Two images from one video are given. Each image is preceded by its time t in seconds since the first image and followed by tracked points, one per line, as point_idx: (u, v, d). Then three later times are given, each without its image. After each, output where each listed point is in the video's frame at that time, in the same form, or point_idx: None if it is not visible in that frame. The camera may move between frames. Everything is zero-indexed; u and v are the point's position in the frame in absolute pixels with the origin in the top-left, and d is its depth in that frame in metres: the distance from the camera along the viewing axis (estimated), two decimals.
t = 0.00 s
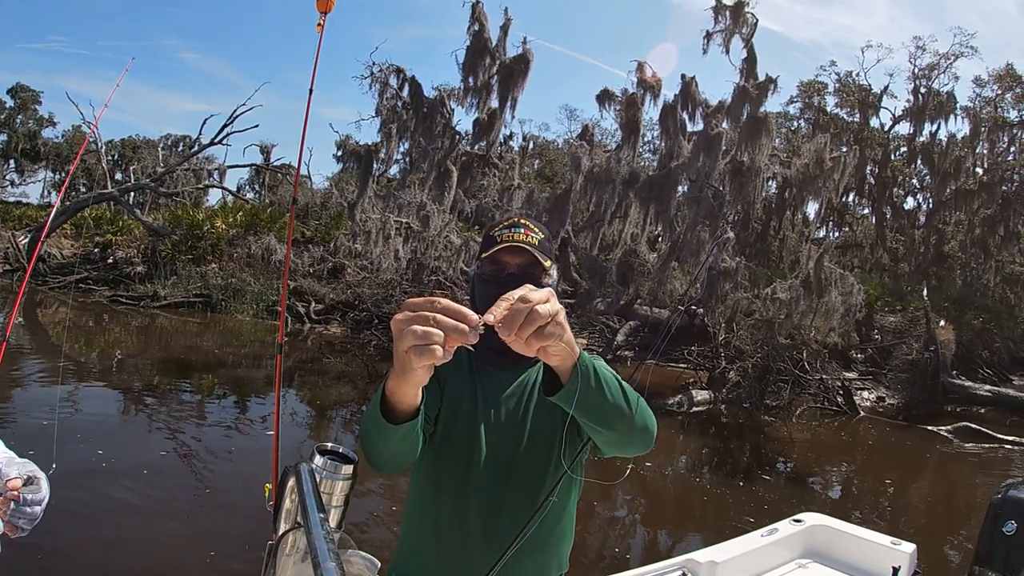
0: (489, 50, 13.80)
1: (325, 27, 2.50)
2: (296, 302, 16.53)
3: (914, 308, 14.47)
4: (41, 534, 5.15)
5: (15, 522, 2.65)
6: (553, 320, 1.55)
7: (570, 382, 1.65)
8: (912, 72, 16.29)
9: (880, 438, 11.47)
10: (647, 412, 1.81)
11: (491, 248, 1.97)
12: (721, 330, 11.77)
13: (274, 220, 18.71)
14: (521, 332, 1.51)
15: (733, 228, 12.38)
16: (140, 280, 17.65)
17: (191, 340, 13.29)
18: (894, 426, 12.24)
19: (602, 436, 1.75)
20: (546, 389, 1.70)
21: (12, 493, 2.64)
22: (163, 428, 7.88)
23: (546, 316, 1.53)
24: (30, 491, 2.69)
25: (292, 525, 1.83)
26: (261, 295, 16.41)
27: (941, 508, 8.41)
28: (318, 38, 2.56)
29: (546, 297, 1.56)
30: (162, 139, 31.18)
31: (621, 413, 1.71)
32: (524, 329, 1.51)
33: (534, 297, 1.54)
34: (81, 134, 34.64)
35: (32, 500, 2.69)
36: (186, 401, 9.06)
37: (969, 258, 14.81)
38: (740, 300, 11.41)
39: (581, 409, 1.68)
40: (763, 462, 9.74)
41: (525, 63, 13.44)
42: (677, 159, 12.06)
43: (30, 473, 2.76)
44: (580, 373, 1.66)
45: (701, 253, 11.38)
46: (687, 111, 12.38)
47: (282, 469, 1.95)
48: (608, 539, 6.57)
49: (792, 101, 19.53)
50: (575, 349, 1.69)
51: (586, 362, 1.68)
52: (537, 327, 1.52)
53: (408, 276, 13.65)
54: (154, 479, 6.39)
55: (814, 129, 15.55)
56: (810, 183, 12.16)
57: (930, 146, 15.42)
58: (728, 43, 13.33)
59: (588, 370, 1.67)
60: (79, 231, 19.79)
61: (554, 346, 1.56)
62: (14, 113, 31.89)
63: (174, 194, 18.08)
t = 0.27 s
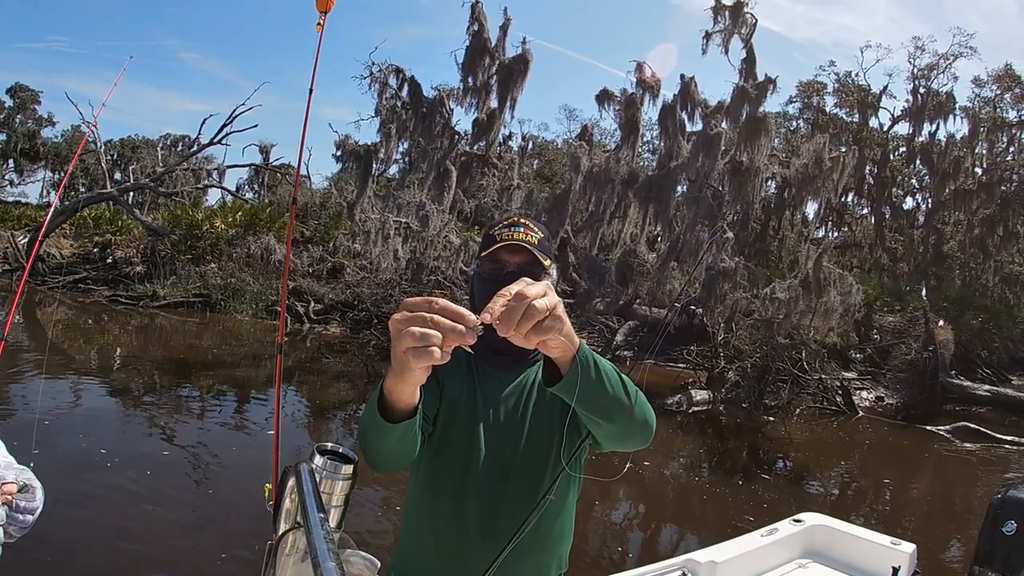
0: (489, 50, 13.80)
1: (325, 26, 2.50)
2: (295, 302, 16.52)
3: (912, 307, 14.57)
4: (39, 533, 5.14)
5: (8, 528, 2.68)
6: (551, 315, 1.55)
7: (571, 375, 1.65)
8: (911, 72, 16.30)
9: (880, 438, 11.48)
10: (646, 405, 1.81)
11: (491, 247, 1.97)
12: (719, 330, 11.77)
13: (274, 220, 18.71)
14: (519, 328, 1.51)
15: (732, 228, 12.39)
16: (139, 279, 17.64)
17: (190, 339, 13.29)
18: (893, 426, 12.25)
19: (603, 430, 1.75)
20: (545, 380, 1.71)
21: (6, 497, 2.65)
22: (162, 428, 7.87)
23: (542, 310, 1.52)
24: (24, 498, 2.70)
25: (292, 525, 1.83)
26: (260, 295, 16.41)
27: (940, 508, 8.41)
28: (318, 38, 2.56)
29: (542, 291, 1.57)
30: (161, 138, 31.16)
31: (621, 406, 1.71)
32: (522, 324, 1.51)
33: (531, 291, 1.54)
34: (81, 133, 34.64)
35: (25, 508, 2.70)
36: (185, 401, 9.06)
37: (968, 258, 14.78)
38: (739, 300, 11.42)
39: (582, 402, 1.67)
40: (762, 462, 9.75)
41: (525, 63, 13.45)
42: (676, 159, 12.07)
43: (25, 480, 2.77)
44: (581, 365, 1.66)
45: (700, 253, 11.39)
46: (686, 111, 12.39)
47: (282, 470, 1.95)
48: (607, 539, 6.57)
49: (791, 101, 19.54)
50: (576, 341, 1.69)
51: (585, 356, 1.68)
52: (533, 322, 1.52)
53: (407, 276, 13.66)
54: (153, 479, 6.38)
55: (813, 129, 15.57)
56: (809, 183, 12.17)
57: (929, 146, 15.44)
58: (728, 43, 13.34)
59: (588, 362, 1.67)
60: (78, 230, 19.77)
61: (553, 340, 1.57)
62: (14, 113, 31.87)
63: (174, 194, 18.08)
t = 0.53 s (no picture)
0: (488, 50, 13.80)
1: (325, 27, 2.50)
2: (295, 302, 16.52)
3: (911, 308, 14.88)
4: (38, 533, 5.14)
5: (7, 530, 2.68)
6: (552, 318, 1.55)
7: (570, 378, 1.65)
8: (910, 72, 16.33)
9: (879, 437, 11.50)
10: (645, 407, 1.80)
11: (490, 247, 1.97)
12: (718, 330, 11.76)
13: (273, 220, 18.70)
14: (520, 330, 1.52)
15: (731, 228, 12.39)
16: (139, 279, 17.64)
17: (189, 339, 13.28)
18: (892, 425, 12.26)
19: (602, 430, 1.74)
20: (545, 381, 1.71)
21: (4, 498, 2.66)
22: (162, 428, 7.86)
23: (543, 314, 1.53)
24: (22, 499, 2.70)
25: (291, 525, 1.82)
26: (259, 294, 16.40)
27: (939, 508, 8.42)
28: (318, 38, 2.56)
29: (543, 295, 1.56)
30: (160, 138, 31.16)
31: (620, 408, 1.71)
32: (522, 326, 1.51)
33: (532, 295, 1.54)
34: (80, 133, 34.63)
35: (24, 508, 2.70)
36: (184, 401, 9.05)
37: (967, 258, 14.68)
38: (738, 300, 11.43)
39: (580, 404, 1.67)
40: (761, 461, 9.76)
41: (524, 63, 13.46)
42: (675, 159, 12.09)
43: (23, 481, 2.78)
44: (580, 368, 1.66)
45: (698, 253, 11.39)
46: (685, 111, 12.39)
47: (281, 469, 1.95)
48: (606, 539, 6.57)
49: (790, 101, 19.53)
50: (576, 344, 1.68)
51: (585, 358, 1.68)
52: (534, 325, 1.52)
53: (406, 276, 13.66)
54: (152, 479, 6.38)
55: (812, 129, 15.60)
56: (808, 182, 12.18)
57: (928, 147, 15.46)
58: (727, 43, 13.34)
59: (588, 363, 1.67)
60: (77, 230, 19.76)
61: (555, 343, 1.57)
62: (12, 112, 31.84)
63: (173, 194, 18.08)
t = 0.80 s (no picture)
0: (487, 50, 13.80)
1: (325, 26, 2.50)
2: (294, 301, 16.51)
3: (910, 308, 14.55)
4: (38, 533, 5.13)
5: (9, 529, 2.67)
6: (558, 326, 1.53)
7: (570, 388, 1.63)
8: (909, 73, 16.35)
9: (878, 437, 11.51)
10: (643, 414, 1.79)
11: (489, 247, 1.97)
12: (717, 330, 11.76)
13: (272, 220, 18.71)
14: (523, 329, 1.51)
15: (730, 228, 12.39)
16: (138, 279, 17.64)
17: (189, 339, 13.27)
18: (891, 425, 12.26)
19: (600, 436, 1.73)
20: (543, 393, 1.69)
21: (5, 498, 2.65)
22: (161, 428, 7.86)
23: (551, 319, 1.51)
24: (23, 497, 2.70)
25: (292, 525, 1.82)
26: (258, 294, 16.39)
27: (938, 508, 8.43)
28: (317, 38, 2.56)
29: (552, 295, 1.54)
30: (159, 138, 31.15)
31: (618, 416, 1.69)
32: (525, 326, 1.50)
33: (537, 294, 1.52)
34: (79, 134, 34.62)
35: (26, 506, 2.70)
36: (183, 401, 9.05)
37: (966, 258, 14.62)
38: (737, 299, 11.43)
39: (578, 413, 1.65)
40: (760, 461, 9.76)
41: (523, 63, 13.48)
42: (674, 159, 12.10)
43: (24, 481, 2.78)
44: (579, 379, 1.64)
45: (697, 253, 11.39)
46: (684, 111, 12.40)
47: (282, 469, 1.95)
48: (606, 539, 6.57)
49: (789, 101, 19.55)
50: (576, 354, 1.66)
51: (584, 367, 1.65)
52: (539, 326, 1.51)
53: (405, 276, 13.67)
54: (151, 479, 6.37)
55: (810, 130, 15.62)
56: (807, 183, 12.19)
57: (927, 147, 15.49)
58: (726, 43, 13.35)
59: (586, 373, 1.65)
60: (77, 231, 19.76)
61: (558, 349, 1.56)
62: (11, 112, 31.80)
63: (172, 194, 18.08)
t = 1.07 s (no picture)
0: (486, 50, 13.79)
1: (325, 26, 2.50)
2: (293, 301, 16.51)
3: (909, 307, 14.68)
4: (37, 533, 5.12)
5: (8, 531, 2.67)
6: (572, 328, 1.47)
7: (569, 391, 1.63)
8: (908, 73, 16.35)
9: (876, 437, 11.53)
10: (642, 414, 1.78)
11: (486, 247, 1.97)
12: (716, 330, 11.76)
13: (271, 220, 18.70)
14: (533, 328, 1.45)
15: (729, 228, 12.40)
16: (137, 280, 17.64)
17: (188, 340, 13.25)
18: (890, 425, 12.27)
19: (598, 438, 1.73)
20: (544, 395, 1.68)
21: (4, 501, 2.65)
22: (160, 428, 7.85)
23: (564, 322, 1.44)
24: (22, 500, 2.70)
25: (292, 525, 1.83)
26: (257, 294, 16.38)
27: (938, 508, 8.43)
28: (318, 38, 2.55)
29: (568, 302, 1.45)
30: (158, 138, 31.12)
31: (616, 418, 1.69)
32: (535, 326, 1.44)
33: (552, 302, 1.43)
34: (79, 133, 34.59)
35: (24, 509, 2.69)
36: (182, 401, 9.05)
37: (964, 258, 14.67)
38: (737, 299, 11.42)
39: (577, 415, 1.66)
40: (759, 461, 9.77)
41: (522, 63, 13.48)
42: (673, 159, 12.10)
43: (22, 483, 2.77)
44: (580, 382, 1.63)
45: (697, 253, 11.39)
46: (683, 111, 12.39)
47: (281, 470, 1.95)
48: (605, 539, 6.56)
49: (788, 101, 19.57)
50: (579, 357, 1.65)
51: (586, 369, 1.64)
52: (550, 329, 1.44)
53: (405, 276, 13.67)
54: (150, 480, 6.36)
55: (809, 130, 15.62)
56: (806, 183, 12.19)
57: (926, 147, 15.49)
58: (725, 44, 13.35)
59: (586, 375, 1.64)
60: (76, 231, 19.74)
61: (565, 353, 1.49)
62: (10, 112, 31.75)
63: (172, 194, 18.06)
